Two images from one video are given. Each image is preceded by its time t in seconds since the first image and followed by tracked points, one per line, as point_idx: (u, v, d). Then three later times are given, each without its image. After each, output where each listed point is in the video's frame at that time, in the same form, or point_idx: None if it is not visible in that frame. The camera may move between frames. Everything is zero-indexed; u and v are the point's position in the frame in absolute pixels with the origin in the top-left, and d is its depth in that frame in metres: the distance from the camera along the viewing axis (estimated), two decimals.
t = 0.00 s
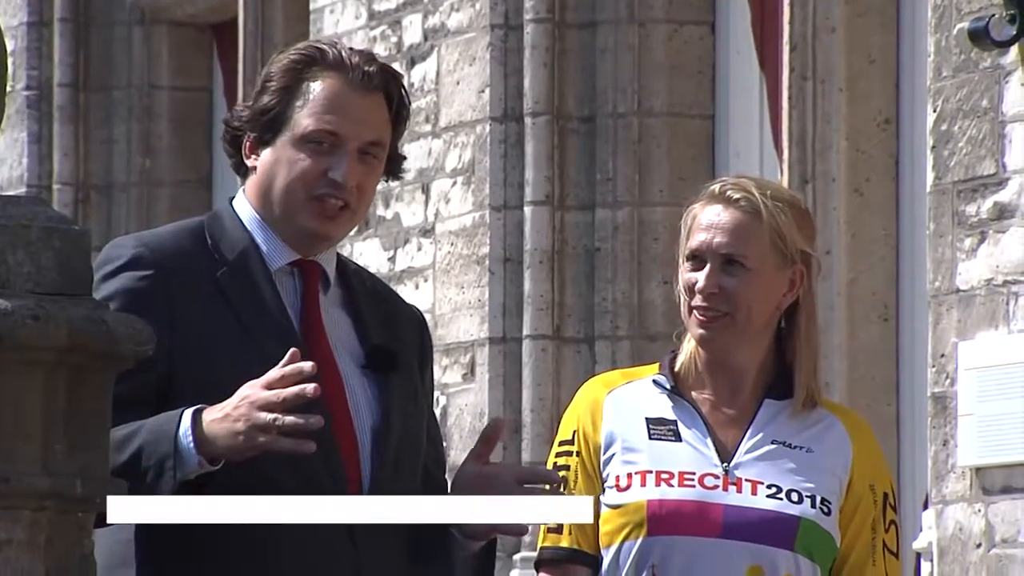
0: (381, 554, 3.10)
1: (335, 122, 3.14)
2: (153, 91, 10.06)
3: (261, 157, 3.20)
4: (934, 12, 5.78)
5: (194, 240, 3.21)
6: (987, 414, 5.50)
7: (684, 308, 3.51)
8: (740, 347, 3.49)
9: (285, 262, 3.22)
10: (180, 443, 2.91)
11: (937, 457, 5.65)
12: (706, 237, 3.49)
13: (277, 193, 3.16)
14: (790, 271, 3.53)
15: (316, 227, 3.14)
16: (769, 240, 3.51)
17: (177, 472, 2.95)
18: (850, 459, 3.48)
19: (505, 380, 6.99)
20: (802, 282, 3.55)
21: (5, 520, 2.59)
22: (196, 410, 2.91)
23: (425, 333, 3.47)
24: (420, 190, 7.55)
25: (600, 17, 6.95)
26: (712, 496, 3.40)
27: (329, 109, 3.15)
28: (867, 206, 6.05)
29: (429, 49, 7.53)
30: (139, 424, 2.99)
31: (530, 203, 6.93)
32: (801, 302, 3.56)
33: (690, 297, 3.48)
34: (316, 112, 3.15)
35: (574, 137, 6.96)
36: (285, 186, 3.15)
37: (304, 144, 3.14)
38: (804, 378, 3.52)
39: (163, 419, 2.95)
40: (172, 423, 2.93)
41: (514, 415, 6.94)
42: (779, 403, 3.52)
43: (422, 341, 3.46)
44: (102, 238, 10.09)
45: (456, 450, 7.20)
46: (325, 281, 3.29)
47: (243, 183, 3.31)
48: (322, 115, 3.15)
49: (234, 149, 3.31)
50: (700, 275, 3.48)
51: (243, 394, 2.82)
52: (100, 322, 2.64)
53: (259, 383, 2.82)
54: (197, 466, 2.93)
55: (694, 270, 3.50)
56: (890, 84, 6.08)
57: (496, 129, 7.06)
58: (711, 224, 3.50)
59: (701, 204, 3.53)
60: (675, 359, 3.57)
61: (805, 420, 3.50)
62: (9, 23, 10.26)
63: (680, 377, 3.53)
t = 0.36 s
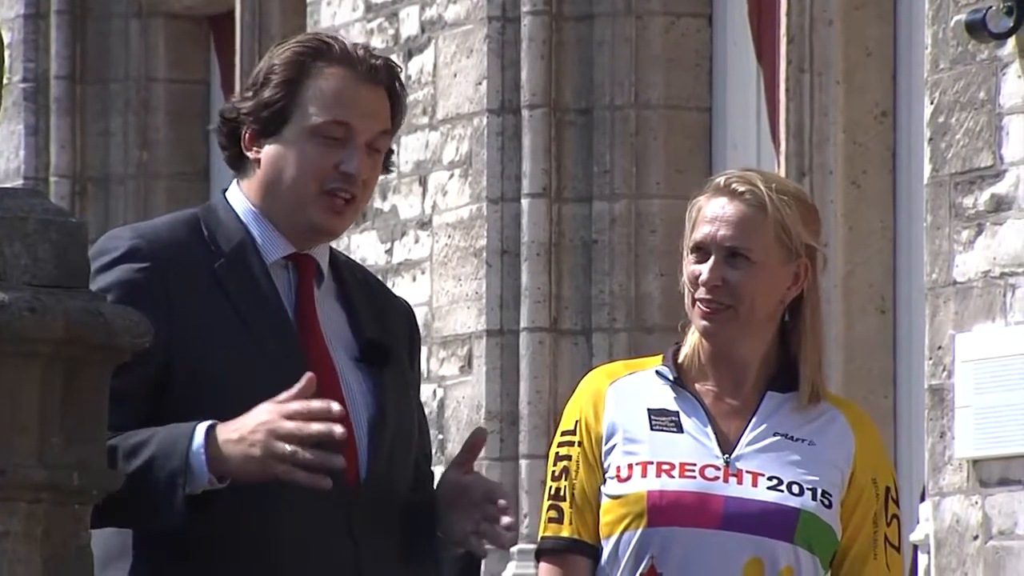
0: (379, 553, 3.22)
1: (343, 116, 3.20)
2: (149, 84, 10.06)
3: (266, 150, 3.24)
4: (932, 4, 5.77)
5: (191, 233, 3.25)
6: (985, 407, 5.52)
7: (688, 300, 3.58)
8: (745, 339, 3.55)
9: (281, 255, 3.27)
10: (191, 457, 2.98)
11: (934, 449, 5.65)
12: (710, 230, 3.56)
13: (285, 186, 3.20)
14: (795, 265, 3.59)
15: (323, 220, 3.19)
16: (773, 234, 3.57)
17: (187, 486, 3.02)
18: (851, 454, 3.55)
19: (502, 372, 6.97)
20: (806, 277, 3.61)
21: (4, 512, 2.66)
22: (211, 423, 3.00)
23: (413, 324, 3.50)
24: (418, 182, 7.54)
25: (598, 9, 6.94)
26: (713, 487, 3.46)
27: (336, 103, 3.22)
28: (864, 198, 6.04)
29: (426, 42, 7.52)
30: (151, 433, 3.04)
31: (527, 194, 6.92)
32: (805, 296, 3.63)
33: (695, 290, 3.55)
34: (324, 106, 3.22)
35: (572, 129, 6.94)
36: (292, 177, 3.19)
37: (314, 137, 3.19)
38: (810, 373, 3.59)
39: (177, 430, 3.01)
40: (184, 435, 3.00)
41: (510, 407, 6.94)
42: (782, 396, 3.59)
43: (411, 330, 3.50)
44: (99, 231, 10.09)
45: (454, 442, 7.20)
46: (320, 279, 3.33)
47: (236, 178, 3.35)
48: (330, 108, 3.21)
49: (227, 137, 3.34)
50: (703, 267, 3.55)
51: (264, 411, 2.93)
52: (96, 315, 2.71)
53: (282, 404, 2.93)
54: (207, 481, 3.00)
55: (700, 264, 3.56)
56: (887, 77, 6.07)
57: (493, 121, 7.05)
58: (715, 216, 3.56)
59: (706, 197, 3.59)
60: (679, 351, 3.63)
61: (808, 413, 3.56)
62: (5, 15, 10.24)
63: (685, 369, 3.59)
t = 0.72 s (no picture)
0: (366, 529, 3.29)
1: (349, 113, 3.27)
2: (137, 75, 10.01)
3: (268, 143, 3.25)
4: None
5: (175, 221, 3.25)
6: (972, 400, 5.53)
7: (676, 295, 3.67)
8: (732, 331, 3.65)
9: (266, 244, 3.29)
10: (250, 421, 3.04)
11: (922, 441, 5.67)
12: (697, 223, 3.66)
13: (292, 181, 3.24)
14: (779, 258, 3.68)
15: (333, 215, 3.26)
16: (759, 226, 3.67)
17: (246, 456, 3.06)
18: (840, 446, 3.62)
19: (490, 364, 6.98)
20: (792, 270, 3.71)
21: None
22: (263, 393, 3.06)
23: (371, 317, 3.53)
24: (406, 174, 7.54)
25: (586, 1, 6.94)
26: (702, 478, 3.53)
27: (342, 100, 3.27)
28: (851, 191, 6.03)
29: (415, 33, 7.51)
30: (201, 406, 3.07)
31: (515, 186, 6.92)
32: (791, 288, 3.72)
33: (683, 283, 3.65)
34: (331, 103, 3.26)
35: (560, 121, 6.96)
36: (306, 175, 3.24)
37: (323, 134, 3.25)
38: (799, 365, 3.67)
39: (227, 401, 3.06)
40: (238, 404, 3.06)
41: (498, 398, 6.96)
42: (770, 388, 3.67)
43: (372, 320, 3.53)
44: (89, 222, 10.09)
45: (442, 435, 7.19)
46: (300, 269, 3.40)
47: (209, 162, 3.33)
48: (337, 106, 3.26)
49: (210, 128, 3.31)
50: (691, 260, 3.65)
51: (309, 378, 3.02)
52: (84, 307, 2.64)
53: (326, 368, 3.02)
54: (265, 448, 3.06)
55: (688, 257, 3.66)
56: (875, 70, 6.06)
57: (481, 113, 7.06)
58: (701, 210, 3.67)
59: (694, 191, 3.70)
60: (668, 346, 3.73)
61: (797, 405, 3.64)
62: None
63: (673, 362, 3.69)
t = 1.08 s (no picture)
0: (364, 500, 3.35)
1: (341, 111, 3.36)
2: (132, 72, 10.11)
3: (267, 140, 3.32)
4: None
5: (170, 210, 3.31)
6: (956, 392, 5.62)
7: (658, 291, 3.74)
8: (714, 327, 3.73)
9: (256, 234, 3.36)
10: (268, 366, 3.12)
11: (908, 433, 5.77)
12: (678, 221, 3.73)
13: (290, 175, 3.31)
14: (760, 254, 3.77)
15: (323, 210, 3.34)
16: (739, 222, 3.74)
17: (269, 399, 3.15)
18: (822, 437, 3.70)
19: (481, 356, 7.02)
20: (772, 265, 3.79)
21: None
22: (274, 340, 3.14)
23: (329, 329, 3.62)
24: (398, 170, 7.62)
25: None
26: (688, 470, 3.60)
27: (335, 98, 3.36)
28: (837, 186, 6.11)
29: (406, 31, 7.58)
30: (212, 363, 3.15)
31: (506, 181, 7.00)
32: (771, 282, 3.80)
33: (665, 280, 3.72)
34: (326, 101, 3.35)
35: (550, 118, 7.03)
36: (305, 169, 3.31)
37: (319, 131, 3.33)
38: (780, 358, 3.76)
39: (241, 351, 3.15)
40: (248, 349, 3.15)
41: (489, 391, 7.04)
42: (754, 380, 3.75)
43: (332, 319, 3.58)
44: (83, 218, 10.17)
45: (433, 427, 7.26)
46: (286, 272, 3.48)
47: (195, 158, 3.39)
48: (331, 103, 3.35)
49: (204, 120, 3.36)
50: (672, 257, 3.72)
51: (316, 317, 3.12)
52: (82, 300, 2.70)
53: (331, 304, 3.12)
54: (286, 391, 3.14)
55: (670, 253, 3.73)
56: (862, 67, 6.14)
57: (473, 109, 7.14)
58: (682, 208, 3.74)
59: (675, 188, 3.77)
60: (651, 342, 3.81)
61: (779, 398, 3.72)
62: None
63: (657, 358, 3.77)
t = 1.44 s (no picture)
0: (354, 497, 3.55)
1: (338, 117, 3.56)
2: (145, 79, 10.66)
3: (270, 147, 3.51)
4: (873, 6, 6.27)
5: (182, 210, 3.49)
6: (920, 381, 6.02)
7: (639, 284, 3.95)
8: (693, 319, 3.93)
9: (256, 235, 3.54)
10: (280, 367, 3.31)
11: (875, 420, 6.18)
12: (658, 218, 3.94)
13: (291, 179, 3.51)
14: (736, 249, 3.97)
15: (318, 212, 3.55)
16: (716, 219, 3.94)
17: (284, 396, 3.32)
18: (794, 427, 3.89)
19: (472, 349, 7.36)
20: (747, 260, 3.99)
21: (8, 479, 2.85)
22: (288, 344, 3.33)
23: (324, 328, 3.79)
24: (394, 172, 7.96)
25: (563, 11, 7.37)
26: (666, 457, 3.80)
27: (334, 105, 3.55)
28: (808, 187, 6.46)
29: (402, 41, 7.92)
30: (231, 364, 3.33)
31: (497, 183, 7.33)
32: (746, 277, 4.00)
33: (645, 274, 3.92)
34: (325, 108, 3.54)
35: (538, 123, 7.37)
36: (302, 174, 3.52)
37: (318, 139, 3.53)
38: (754, 349, 3.96)
39: (256, 355, 3.33)
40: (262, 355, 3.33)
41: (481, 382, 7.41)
42: (729, 371, 3.95)
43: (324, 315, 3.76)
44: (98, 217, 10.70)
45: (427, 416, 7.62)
46: (285, 272, 3.66)
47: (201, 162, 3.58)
48: (329, 110, 3.55)
49: (211, 126, 3.54)
50: (652, 253, 3.93)
51: (323, 328, 3.30)
52: (93, 295, 2.90)
53: (339, 315, 3.29)
54: (297, 394, 3.32)
55: (650, 248, 3.94)
56: (830, 75, 6.49)
57: (464, 115, 7.48)
58: (663, 205, 3.94)
59: (655, 188, 3.97)
60: (633, 334, 4.01)
61: (752, 388, 3.91)
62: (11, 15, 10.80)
63: (638, 349, 3.97)
